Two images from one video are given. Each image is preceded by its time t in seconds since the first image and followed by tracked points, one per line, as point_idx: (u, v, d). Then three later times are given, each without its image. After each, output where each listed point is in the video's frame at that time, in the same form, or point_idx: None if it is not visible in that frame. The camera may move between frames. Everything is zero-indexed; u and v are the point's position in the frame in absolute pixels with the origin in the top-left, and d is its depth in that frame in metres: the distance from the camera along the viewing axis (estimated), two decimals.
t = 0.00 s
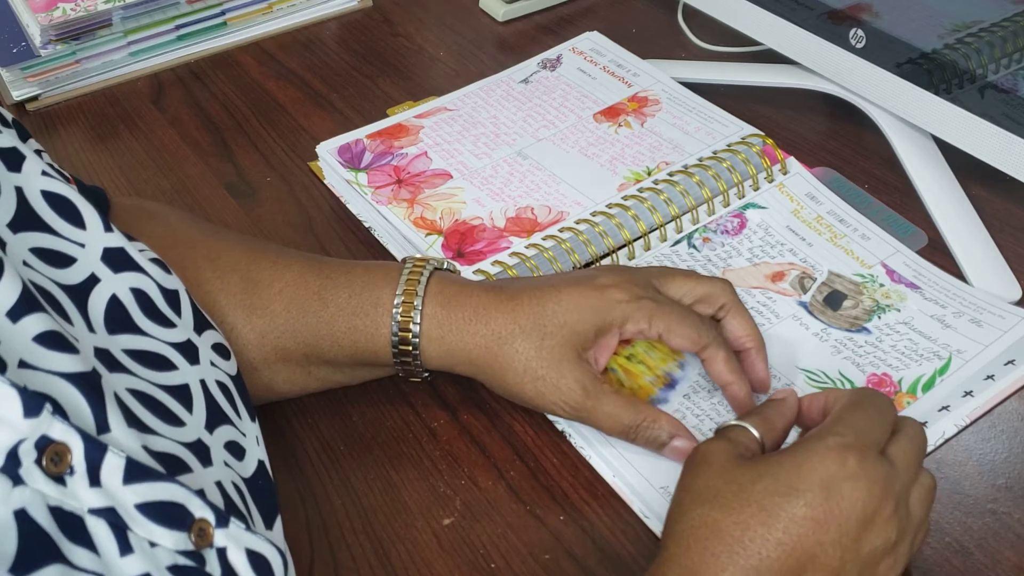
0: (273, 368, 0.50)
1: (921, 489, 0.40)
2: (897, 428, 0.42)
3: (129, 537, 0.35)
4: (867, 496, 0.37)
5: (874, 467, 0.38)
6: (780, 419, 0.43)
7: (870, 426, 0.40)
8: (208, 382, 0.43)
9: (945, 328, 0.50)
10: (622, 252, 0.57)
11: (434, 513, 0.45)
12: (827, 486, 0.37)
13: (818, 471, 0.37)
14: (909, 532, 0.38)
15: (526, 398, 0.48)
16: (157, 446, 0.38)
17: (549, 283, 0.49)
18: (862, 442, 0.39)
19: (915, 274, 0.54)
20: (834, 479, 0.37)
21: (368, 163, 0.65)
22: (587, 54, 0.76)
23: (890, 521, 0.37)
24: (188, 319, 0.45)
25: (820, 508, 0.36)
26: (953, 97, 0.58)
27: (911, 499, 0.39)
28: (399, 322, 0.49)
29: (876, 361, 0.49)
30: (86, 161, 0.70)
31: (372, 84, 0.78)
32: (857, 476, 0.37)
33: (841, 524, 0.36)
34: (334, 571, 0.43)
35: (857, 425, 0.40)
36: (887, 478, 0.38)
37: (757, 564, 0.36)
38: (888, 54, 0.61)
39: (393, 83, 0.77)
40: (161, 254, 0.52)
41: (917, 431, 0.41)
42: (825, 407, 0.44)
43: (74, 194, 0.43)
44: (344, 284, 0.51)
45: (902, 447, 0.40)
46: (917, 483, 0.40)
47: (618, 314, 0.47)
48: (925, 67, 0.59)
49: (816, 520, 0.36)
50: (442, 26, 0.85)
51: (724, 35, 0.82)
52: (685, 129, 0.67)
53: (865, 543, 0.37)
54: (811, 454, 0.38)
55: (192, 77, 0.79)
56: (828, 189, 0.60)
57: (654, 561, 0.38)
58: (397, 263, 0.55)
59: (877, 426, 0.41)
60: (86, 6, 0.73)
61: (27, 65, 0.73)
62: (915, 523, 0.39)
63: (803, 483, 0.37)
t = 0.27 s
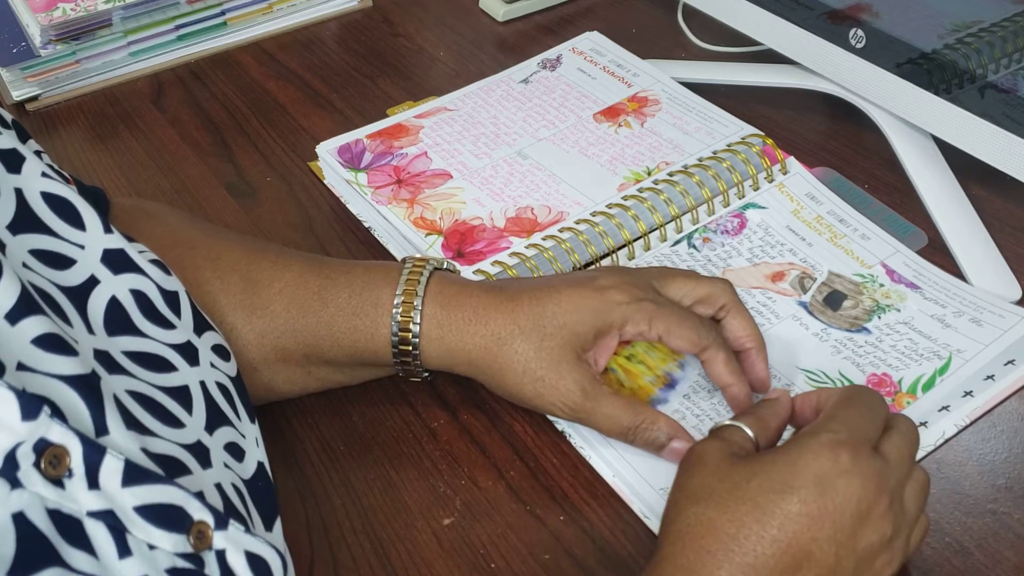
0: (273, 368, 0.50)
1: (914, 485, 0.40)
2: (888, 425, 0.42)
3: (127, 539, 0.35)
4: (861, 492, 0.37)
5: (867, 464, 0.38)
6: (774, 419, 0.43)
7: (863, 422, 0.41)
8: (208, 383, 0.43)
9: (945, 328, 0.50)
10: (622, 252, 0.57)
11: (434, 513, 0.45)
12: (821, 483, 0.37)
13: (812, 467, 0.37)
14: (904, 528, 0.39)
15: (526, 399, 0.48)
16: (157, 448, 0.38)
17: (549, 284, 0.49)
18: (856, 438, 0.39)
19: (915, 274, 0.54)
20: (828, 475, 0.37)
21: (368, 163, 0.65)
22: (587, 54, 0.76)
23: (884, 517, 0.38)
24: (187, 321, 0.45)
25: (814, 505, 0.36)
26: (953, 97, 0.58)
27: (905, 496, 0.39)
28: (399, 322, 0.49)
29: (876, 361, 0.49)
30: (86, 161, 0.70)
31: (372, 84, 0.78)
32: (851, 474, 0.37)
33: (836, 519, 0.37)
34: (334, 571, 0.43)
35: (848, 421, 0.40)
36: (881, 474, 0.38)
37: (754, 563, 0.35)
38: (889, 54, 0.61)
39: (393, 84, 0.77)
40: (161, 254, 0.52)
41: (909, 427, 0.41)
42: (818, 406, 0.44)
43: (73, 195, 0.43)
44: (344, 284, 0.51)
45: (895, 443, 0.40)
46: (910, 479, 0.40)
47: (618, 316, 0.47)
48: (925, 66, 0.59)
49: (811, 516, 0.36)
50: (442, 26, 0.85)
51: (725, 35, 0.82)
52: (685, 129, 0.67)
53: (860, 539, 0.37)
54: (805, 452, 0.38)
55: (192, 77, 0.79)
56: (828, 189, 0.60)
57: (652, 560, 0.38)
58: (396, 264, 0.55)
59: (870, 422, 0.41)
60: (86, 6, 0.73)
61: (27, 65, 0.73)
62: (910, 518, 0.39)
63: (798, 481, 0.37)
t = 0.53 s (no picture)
0: (273, 368, 0.50)
1: (913, 484, 0.40)
2: (886, 424, 0.42)
3: (126, 539, 0.35)
4: (860, 491, 0.37)
5: (866, 463, 0.38)
6: (772, 418, 0.43)
7: (862, 421, 0.41)
8: (208, 383, 0.43)
9: (945, 328, 0.50)
10: (622, 252, 0.57)
11: (434, 513, 0.45)
12: (820, 482, 0.37)
13: (811, 467, 0.37)
14: (903, 526, 0.39)
15: (525, 399, 0.48)
16: (156, 448, 0.38)
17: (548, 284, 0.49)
18: (854, 438, 0.39)
19: (915, 274, 0.54)
20: (827, 475, 0.37)
21: (368, 163, 0.65)
22: (587, 54, 0.76)
23: (883, 516, 0.38)
24: (187, 321, 0.45)
25: (814, 503, 0.37)
26: (953, 97, 0.58)
27: (903, 495, 0.39)
28: (399, 322, 0.49)
29: (876, 361, 0.49)
30: (86, 161, 0.70)
31: (372, 84, 0.78)
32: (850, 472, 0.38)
33: (836, 518, 0.37)
34: (334, 571, 0.43)
35: (847, 420, 0.40)
36: (879, 473, 0.38)
37: (753, 562, 0.36)
38: (889, 54, 0.61)
39: (393, 84, 0.77)
40: (161, 253, 0.52)
41: (908, 427, 0.41)
42: (817, 406, 0.44)
43: (74, 196, 0.43)
44: (344, 284, 0.51)
45: (893, 442, 0.40)
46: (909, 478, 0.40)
47: (618, 317, 0.47)
48: (925, 67, 0.59)
49: (810, 515, 0.36)
50: (442, 26, 0.85)
51: (724, 35, 0.82)
52: (685, 129, 0.67)
53: (860, 538, 0.37)
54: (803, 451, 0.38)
55: (192, 77, 0.79)
56: (828, 189, 0.60)
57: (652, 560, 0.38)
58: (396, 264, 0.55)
59: (869, 421, 0.41)
60: (86, 6, 0.73)
61: (27, 65, 0.73)
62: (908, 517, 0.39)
63: (797, 479, 0.37)
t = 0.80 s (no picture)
0: (273, 369, 0.50)
1: (910, 483, 0.40)
2: (883, 423, 0.42)
3: (122, 544, 0.35)
4: (857, 489, 0.37)
5: (863, 461, 0.38)
6: (769, 419, 0.43)
7: (858, 419, 0.41)
8: (208, 385, 0.43)
9: (945, 328, 0.50)
10: (622, 252, 0.57)
11: (434, 513, 0.45)
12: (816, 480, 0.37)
13: (807, 465, 0.37)
14: (901, 524, 0.39)
15: (525, 399, 0.48)
16: (153, 452, 0.38)
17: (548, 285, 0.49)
18: (850, 436, 0.39)
19: (915, 274, 0.54)
20: (823, 473, 0.37)
21: (368, 163, 0.65)
22: (587, 54, 0.76)
23: (881, 514, 0.38)
24: (188, 323, 0.45)
25: (810, 502, 0.36)
26: (953, 97, 0.58)
27: (900, 493, 0.39)
28: (398, 322, 0.49)
29: (876, 361, 0.49)
30: (86, 161, 0.70)
31: (372, 84, 0.78)
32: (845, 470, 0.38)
33: (833, 517, 0.36)
34: (334, 571, 0.43)
35: (843, 419, 0.40)
36: (876, 471, 0.38)
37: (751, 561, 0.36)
38: (889, 54, 0.61)
39: (393, 83, 0.77)
40: (161, 254, 0.52)
41: (904, 426, 0.41)
42: (813, 406, 0.44)
43: (74, 197, 0.43)
44: (344, 284, 0.51)
45: (889, 441, 0.40)
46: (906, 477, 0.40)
47: (617, 318, 0.47)
48: (925, 66, 0.59)
49: (807, 513, 0.36)
50: (442, 26, 0.85)
51: (725, 35, 0.82)
52: (685, 129, 0.67)
53: (857, 536, 0.37)
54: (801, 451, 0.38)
55: (192, 77, 0.79)
56: (828, 189, 0.60)
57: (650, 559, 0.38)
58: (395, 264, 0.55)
59: (864, 420, 0.41)
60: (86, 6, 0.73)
61: (27, 65, 0.73)
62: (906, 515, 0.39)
63: (793, 478, 0.37)
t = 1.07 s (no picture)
0: (273, 368, 0.50)
1: (907, 481, 0.40)
2: (881, 422, 0.42)
3: (118, 549, 0.34)
4: (856, 487, 0.37)
5: (861, 459, 0.38)
6: (767, 418, 0.43)
7: (854, 418, 0.41)
8: (210, 387, 0.43)
9: (945, 327, 0.50)
10: (622, 252, 0.57)
11: (434, 512, 0.45)
12: (813, 477, 0.37)
13: (805, 462, 0.37)
14: (898, 522, 0.38)
15: (526, 400, 0.48)
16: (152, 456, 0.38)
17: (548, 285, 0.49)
18: (848, 434, 0.39)
19: (915, 274, 0.54)
20: (820, 471, 0.37)
21: (368, 163, 0.65)
22: (587, 54, 0.76)
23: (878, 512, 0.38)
24: (190, 325, 0.45)
25: (808, 500, 0.36)
26: (954, 97, 0.58)
27: (898, 492, 0.39)
28: (398, 322, 0.49)
29: (876, 361, 0.49)
30: (86, 161, 0.70)
31: (372, 84, 0.78)
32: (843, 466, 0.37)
33: (829, 514, 0.36)
34: (334, 571, 0.43)
35: (841, 418, 0.40)
36: (873, 469, 0.38)
37: (750, 561, 0.35)
38: (889, 54, 0.60)
39: (393, 84, 0.77)
40: (160, 254, 0.52)
41: (901, 424, 0.41)
42: (810, 406, 0.44)
43: (75, 198, 0.43)
44: (344, 284, 0.51)
45: (887, 440, 0.40)
46: (903, 475, 0.40)
47: (617, 318, 0.47)
48: (925, 67, 0.59)
49: (805, 511, 0.36)
50: (442, 26, 0.85)
51: (724, 35, 0.82)
52: (685, 129, 0.67)
53: (854, 534, 0.37)
54: (795, 446, 0.38)
55: (193, 76, 0.79)
56: (828, 189, 0.60)
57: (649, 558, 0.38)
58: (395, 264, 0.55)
59: (860, 417, 0.41)
60: (86, 6, 0.73)
61: (27, 65, 0.73)
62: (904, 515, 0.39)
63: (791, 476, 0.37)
